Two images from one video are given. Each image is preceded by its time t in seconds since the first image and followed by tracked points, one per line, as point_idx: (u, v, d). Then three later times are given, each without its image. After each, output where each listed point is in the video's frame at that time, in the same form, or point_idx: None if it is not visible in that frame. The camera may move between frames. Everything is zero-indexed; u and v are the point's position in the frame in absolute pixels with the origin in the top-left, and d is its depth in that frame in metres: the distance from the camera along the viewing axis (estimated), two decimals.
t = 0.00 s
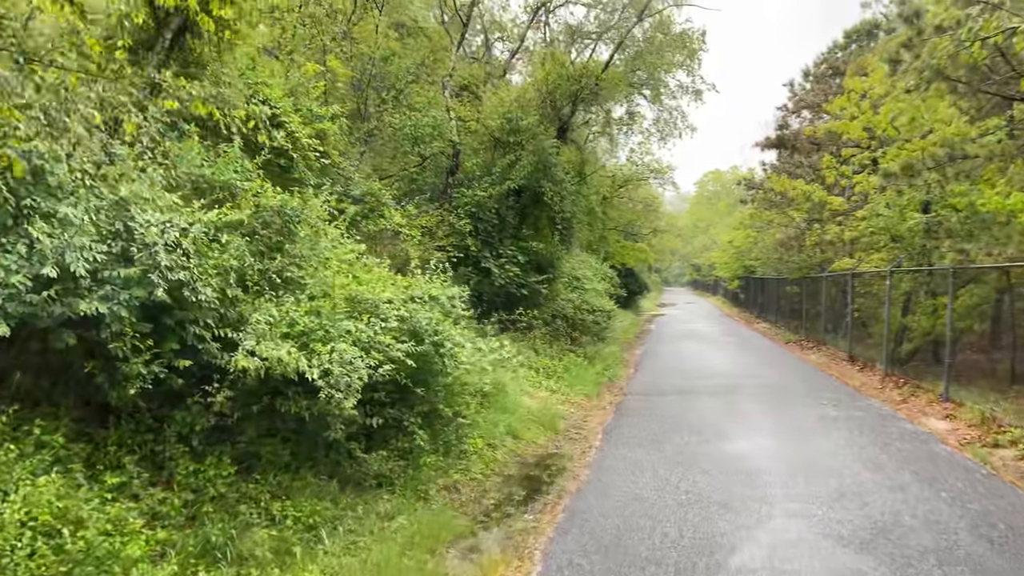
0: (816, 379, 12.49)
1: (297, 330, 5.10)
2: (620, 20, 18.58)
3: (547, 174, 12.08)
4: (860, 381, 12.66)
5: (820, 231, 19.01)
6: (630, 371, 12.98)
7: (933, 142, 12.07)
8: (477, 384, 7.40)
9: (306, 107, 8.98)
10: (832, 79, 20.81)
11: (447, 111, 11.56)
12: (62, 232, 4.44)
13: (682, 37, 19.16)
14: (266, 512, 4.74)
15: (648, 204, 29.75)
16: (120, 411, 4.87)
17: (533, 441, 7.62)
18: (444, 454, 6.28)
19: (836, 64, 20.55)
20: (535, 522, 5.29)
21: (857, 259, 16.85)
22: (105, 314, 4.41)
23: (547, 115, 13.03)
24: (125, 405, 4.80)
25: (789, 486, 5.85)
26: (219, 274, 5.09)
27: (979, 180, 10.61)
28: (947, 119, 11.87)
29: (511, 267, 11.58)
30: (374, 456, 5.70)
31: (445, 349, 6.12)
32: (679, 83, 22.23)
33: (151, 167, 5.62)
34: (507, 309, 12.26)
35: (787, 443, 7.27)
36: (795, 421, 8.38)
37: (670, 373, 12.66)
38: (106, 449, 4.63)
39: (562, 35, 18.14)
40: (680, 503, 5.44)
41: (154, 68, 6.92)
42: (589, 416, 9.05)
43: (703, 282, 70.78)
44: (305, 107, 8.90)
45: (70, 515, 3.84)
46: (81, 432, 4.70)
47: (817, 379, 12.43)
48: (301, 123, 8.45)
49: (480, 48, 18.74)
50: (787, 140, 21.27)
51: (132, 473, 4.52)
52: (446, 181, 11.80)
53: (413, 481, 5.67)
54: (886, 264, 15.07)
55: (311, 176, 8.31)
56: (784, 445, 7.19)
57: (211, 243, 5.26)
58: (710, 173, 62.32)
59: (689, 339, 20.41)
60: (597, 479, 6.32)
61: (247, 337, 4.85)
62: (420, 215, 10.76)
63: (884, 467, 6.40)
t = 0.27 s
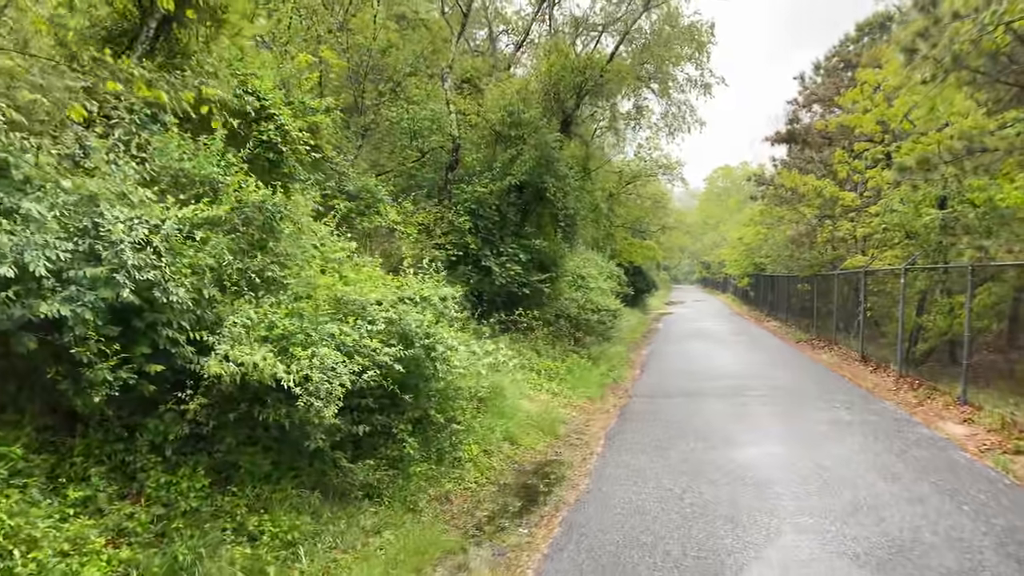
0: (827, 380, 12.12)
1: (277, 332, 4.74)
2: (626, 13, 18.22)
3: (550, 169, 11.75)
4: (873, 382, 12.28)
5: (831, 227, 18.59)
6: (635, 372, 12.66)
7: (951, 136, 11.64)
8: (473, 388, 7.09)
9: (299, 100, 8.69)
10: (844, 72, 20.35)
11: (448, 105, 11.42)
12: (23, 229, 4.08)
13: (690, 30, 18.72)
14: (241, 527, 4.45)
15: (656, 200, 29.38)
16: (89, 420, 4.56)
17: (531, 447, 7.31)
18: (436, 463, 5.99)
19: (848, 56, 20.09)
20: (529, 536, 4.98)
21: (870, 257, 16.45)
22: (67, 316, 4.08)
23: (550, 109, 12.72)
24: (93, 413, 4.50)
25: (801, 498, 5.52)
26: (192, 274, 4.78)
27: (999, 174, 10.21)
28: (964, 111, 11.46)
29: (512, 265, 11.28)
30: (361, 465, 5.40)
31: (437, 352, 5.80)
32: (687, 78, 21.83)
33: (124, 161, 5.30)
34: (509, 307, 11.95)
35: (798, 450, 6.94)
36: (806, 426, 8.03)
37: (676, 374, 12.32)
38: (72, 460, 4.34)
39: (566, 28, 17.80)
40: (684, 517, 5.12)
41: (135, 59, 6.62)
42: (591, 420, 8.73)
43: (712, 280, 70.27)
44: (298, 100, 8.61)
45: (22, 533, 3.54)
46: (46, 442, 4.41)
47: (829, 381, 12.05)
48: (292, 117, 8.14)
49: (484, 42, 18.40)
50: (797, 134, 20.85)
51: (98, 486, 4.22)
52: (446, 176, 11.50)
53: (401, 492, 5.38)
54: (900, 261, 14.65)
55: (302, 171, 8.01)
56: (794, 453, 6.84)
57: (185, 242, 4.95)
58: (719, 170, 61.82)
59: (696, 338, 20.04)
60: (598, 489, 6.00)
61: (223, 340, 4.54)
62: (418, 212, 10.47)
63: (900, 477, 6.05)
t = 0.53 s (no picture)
0: (839, 380, 11.78)
1: (254, 332, 4.48)
2: (633, 7, 17.92)
3: (554, 163, 11.42)
4: (886, 382, 11.91)
5: (843, 224, 18.20)
6: (642, 372, 12.35)
7: (966, 128, 11.27)
8: (470, 388, 6.80)
9: (293, 91, 8.44)
10: (855, 66, 19.92)
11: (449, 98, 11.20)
12: None
13: (698, 25, 18.42)
14: (215, 537, 4.19)
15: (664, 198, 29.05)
16: (59, 425, 4.32)
17: (531, 449, 7.04)
18: (429, 469, 5.71)
19: (859, 50, 19.67)
20: (523, 547, 4.70)
21: (883, 254, 16.06)
22: (29, 314, 3.83)
23: (553, 102, 12.42)
24: (60, 417, 4.25)
25: (813, 507, 5.20)
26: (166, 269, 4.50)
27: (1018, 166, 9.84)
28: (981, 101, 11.08)
29: (515, 262, 10.99)
30: (349, 471, 5.12)
31: (429, 352, 5.48)
32: (695, 73, 21.52)
33: (99, 150, 5.00)
34: (512, 305, 11.68)
35: (810, 455, 6.62)
36: (819, 428, 7.70)
37: (684, 374, 11.99)
38: (37, 466, 4.10)
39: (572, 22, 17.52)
40: (688, 528, 4.82)
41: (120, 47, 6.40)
42: (595, 421, 8.44)
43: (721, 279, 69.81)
44: (292, 91, 8.36)
45: None
46: (10, 448, 4.16)
47: (842, 381, 11.69)
48: (284, 108, 7.88)
49: (491, 39, 18.23)
50: (807, 129, 20.45)
51: (62, 495, 3.97)
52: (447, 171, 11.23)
53: (390, 500, 5.10)
54: (914, 258, 14.26)
55: (295, 165, 7.75)
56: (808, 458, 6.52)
57: (160, 234, 4.67)
58: (728, 168, 61.43)
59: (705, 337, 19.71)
60: (599, 495, 5.71)
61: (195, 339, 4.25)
62: (418, 207, 10.21)
63: (919, 484, 5.72)
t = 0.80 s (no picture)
0: (847, 383, 11.46)
1: (226, 337, 4.21)
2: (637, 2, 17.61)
3: (554, 160, 11.13)
4: (896, 385, 11.59)
5: (852, 222, 17.83)
6: (645, 374, 12.06)
7: (978, 123, 10.92)
8: (462, 393, 6.52)
9: (283, 85, 8.18)
10: (863, 61, 19.55)
11: (446, 94, 10.95)
12: None
13: (703, 21, 18.09)
14: (181, 557, 3.92)
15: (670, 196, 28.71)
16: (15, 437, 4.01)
17: (527, 457, 6.76)
18: (416, 480, 5.44)
19: (868, 45, 19.30)
20: (512, 566, 4.41)
21: (892, 253, 15.72)
22: None
23: (553, 97, 12.13)
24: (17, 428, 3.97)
25: (821, 522, 4.91)
26: (130, 271, 4.24)
27: None
28: (994, 95, 10.75)
29: (515, 262, 10.70)
30: (329, 483, 4.85)
31: (415, 357, 5.21)
32: (700, 69, 21.19)
33: (65, 144, 4.72)
34: (512, 306, 11.41)
35: (817, 464, 6.33)
36: (826, 435, 7.40)
37: (687, 376, 11.69)
38: None
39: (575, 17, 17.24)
40: (687, 544, 4.54)
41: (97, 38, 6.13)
42: (593, 427, 8.15)
43: (728, 277, 69.28)
44: (281, 85, 8.10)
45: None
46: None
47: (850, 383, 11.37)
48: (271, 102, 7.61)
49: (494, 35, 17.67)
50: (815, 126, 20.09)
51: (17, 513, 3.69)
52: (445, 169, 10.95)
53: (372, 514, 4.83)
54: (925, 257, 13.91)
55: (282, 161, 7.49)
56: (814, 467, 6.23)
57: (125, 235, 4.42)
58: (735, 166, 60.98)
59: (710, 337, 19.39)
60: (594, 507, 5.43)
61: (159, 346, 3.98)
62: (414, 206, 9.93)
63: (932, 497, 5.42)
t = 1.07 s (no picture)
0: (852, 382, 11.14)
1: (187, 333, 3.92)
2: None
3: (552, 152, 10.84)
4: (903, 384, 11.26)
5: (858, 218, 17.48)
6: (645, 372, 11.75)
7: (989, 115, 10.53)
8: (450, 393, 6.23)
9: (269, 73, 7.90)
10: (868, 55, 19.20)
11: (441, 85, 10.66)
12: None
13: (707, 13, 17.74)
14: (136, 569, 3.64)
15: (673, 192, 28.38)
16: None
17: (518, 460, 6.47)
18: (397, 485, 5.16)
19: (874, 38, 18.92)
20: None
21: (899, 249, 15.38)
22: None
23: (551, 88, 11.85)
24: None
25: (826, 532, 4.61)
26: (88, 263, 3.93)
27: None
28: (1006, 84, 10.41)
29: (512, 257, 10.40)
30: (303, 489, 4.57)
31: (396, 355, 4.93)
32: (704, 62, 20.85)
33: (21, 129, 4.44)
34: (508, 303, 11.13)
35: (821, 468, 6.02)
36: (832, 437, 7.09)
37: (689, 375, 11.38)
38: None
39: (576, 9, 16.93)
40: (683, 556, 4.24)
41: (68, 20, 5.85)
42: (589, 427, 7.86)
43: (733, 275, 68.79)
44: (267, 74, 7.83)
45: None
46: None
47: (856, 383, 11.06)
48: (255, 90, 7.33)
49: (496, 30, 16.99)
50: (820, 120, 19.75)
51: None
52: (439, 162, 10.67)
53: (348, 521, 4.55)
54: (932, 253, 13.57)
55: (265, 152, 7.21)
56: (819, 472, 5.93)
57: (85, 224, 4.13)
58: (739, 163, 60.60)
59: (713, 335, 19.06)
60: (586, 515, 5.14)
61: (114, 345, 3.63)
62: (407, 199, 9.65)
63: (945, 505, 5.11)
